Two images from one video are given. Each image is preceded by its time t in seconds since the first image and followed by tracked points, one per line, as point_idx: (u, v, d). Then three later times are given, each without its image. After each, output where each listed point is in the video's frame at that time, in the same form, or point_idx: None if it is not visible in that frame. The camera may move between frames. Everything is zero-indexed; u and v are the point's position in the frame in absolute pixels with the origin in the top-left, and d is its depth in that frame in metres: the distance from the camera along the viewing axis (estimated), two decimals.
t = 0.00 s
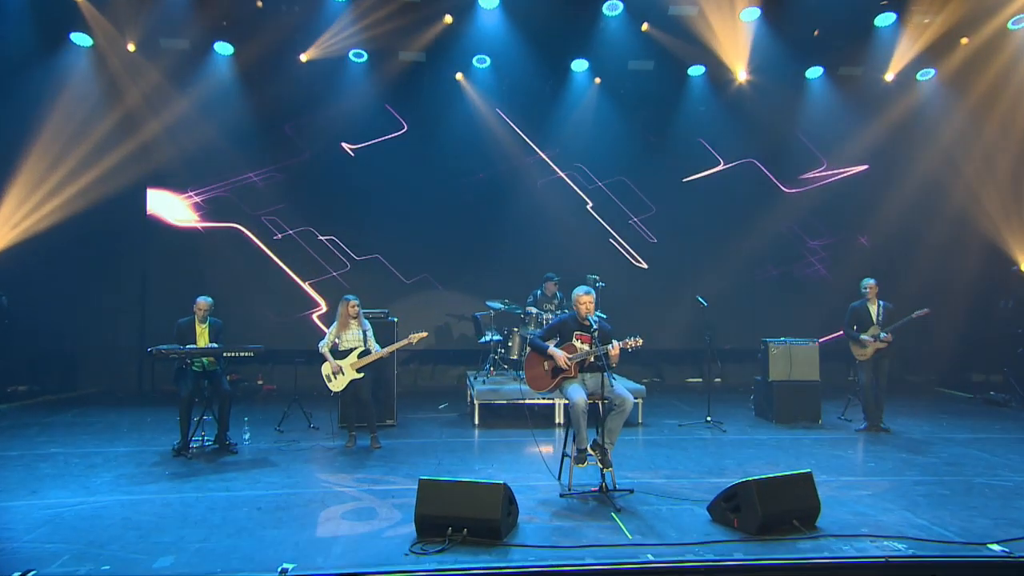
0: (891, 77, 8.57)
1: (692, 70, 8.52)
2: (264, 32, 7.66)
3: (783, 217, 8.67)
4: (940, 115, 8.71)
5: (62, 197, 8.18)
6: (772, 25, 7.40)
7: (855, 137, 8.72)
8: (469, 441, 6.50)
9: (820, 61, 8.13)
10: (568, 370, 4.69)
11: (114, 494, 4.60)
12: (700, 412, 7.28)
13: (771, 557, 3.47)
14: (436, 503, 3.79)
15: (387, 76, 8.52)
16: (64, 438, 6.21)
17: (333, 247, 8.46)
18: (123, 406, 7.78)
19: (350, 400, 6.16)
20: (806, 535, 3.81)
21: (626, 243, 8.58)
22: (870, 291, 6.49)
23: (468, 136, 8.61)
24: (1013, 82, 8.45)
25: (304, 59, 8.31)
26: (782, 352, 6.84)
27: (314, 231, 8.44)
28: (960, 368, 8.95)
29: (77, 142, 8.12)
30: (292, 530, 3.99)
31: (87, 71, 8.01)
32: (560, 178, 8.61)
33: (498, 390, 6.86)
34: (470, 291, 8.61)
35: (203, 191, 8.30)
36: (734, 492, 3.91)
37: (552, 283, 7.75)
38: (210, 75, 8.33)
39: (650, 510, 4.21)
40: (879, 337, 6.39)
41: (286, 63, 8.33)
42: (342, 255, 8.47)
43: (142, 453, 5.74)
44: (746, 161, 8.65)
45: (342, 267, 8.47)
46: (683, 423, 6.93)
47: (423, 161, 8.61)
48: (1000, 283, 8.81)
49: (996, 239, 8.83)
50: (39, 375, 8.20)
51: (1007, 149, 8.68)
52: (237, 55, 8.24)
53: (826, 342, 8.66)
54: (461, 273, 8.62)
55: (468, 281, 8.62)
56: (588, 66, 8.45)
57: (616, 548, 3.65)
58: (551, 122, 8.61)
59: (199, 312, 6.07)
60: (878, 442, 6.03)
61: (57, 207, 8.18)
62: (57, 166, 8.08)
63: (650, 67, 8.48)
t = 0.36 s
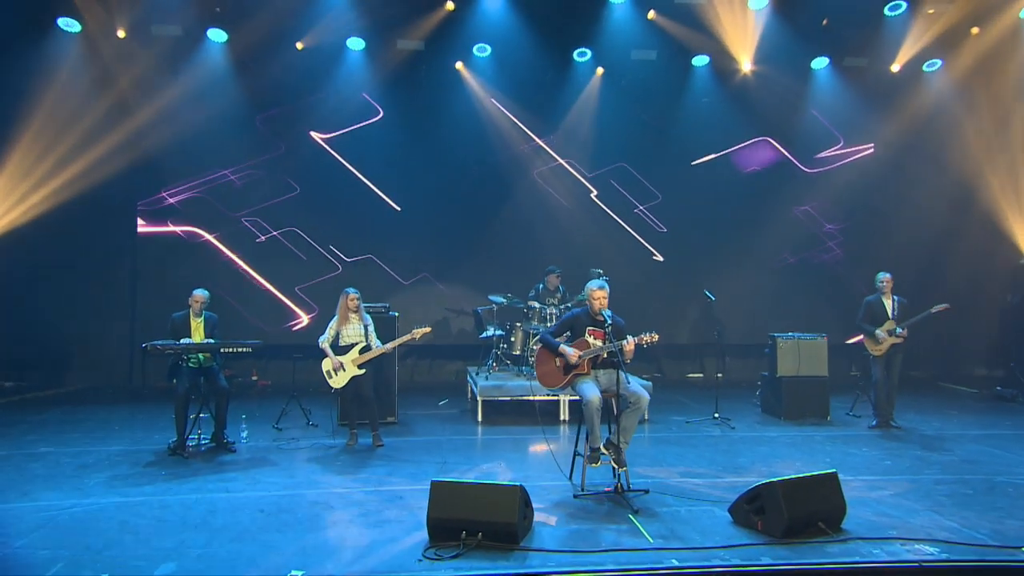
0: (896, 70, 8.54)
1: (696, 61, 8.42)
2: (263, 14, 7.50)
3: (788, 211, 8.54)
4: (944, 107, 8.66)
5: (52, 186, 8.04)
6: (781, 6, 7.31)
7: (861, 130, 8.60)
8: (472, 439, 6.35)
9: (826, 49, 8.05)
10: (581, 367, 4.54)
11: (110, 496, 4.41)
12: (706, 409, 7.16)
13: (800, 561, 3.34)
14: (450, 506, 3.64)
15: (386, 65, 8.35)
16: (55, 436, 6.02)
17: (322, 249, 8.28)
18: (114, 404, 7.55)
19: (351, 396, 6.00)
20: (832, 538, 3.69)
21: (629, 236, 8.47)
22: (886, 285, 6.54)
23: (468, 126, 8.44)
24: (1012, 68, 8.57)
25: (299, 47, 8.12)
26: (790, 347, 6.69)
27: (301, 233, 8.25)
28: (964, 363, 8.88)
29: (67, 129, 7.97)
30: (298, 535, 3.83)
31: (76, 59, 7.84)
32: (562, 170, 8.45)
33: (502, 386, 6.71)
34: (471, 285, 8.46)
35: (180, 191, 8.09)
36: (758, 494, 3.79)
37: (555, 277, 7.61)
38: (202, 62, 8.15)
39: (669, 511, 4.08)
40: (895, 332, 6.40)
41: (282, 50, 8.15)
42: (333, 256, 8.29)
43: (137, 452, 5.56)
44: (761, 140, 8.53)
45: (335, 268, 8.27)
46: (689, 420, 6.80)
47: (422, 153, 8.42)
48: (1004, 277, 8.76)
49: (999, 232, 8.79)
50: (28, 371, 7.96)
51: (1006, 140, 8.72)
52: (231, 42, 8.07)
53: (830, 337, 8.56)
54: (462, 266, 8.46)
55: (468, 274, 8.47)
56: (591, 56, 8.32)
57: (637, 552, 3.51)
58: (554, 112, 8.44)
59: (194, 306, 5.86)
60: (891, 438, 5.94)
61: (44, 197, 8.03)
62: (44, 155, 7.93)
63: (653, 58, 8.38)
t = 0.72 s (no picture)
0: (901, 59, 8.44)
1: (699, 50, 8.28)
2: None
3: (792, 202, 8.43)
4: (947, 98, 8.57)
5: (40, 177, 7.77)
6: None
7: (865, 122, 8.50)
8: (475, 437, 6.21)
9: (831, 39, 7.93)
10: (594, 363, 4.41)
11: (106, 499, 4.22)
12: (711, 405, 7.05)
13: (832, 565, 3.21)
14: (466, 510, 3.48)
15: (384, 53, 8.17)
16: (43, 436, 5.82)
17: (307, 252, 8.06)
18: (105, 401, 7.35)
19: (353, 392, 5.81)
20: (860, 540, 3.57)
21: (630, 229, 8.36)
22: (898, 279, 6.58)
23: (467, 117, 8.28)
24: (1018, 59, 8.42)
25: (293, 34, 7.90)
26: (798, 341, 6.61)
27: (284, 234, 8.03)
28: (965, 357, 8.82)
29: (54, 118, 7.71)
30: (306, 540, 3.66)
31: (62, 45, 7.59)
32: (563, 162, 8.31)
33: (504, 383, 6.57)
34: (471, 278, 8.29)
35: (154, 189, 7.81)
36: (782, 495, 3.65)
37: (559, 270, 7.50)
38: (193, 49, 7.93)
39: (689, 513, 3.96)
40: (908, 325, 6.38)
41: (276, 37, 7.95)
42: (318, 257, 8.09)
43: (131, 452, 5.38)
44: (772, 116, 8.41)
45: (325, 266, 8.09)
46: (696, 416, 6.68)
47: (421, 144, 8.26)
48: (1006, 270, 8.71)
49: (1003, 225, 8.70)
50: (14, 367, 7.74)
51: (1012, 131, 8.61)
52: (223, 28, 7.86)
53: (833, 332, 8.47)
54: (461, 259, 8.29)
55: (467, 268, 8.31)
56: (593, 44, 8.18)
57: (663, 556, 3.38)
58: (554, 103, 8.32)
59: (189, 301, 5.66)
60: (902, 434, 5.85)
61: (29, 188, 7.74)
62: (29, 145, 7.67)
63: (656, 47, 8.23)
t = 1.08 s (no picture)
0: (904, 51, 8.38)
1: (699, 41, 8.18)
2: None
3: (791, 195, 8.41)
4: (945, 92, 8.58)
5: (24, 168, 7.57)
6: None
7: (864, 116, 8.49)
8: (477, 435, 6.09)
9: (833, 32, 7.87)
10: (608, 360, 4.28)
11: (101, 503, 4.04)
12: (715, 402, 6.96)
13: (866, 570, 3.11)
14: (483, 513, 3.34)
15: (380, 43, 8.03)
16: (33, 435, 5.64)
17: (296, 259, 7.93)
18: (96, 398, 7.17)
19: (354, 390, 5.66)
20: (889, 542, 3.47)
21: (631, 222, 8.31)
22: (908, 272, 6.50)
23: (465, 108, 8.19)
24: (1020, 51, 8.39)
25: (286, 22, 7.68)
26: (805, 338, 6.46)
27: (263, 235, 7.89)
28: (964, 352, 8.79)
29: (40, 107, 7.50)
30: (314, 545, 3.50)
31: (48, 33, 7.40)
32: (563, 155, 8.23)
33: (507, 379, 6.48)
34: (469, 273, 8.22)
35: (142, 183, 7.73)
36: (810, 495, 3.56)
37: (560, 264, 7.38)
38: (184, 38, 7.75)
39: (710, 514, 3.85)
40: (917, 320, 6.32)
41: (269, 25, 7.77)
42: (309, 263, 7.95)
43: (125, 452, 5.19)
44: (777, 100, 8.40)
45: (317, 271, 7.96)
46: (701, 413, 6.58)
47: (418, 135, 8.15)
48: (1003, 264, 8.71)
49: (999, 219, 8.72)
50: None
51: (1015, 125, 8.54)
52: (215, 16, 7.69)
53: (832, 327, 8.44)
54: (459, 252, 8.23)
55: (465, 261, 8.23)
56: (593, 34, 8.06)
57: (689, 561, 3.26)
58: (552, 95, 8.23)
59: (185, 295, 5.50)
60: (910, 429, 5.80)
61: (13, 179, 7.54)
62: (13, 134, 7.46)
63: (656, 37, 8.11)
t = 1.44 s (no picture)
0: (910, 43, 8.29)
1: (703, 32, 8.13)
2: None
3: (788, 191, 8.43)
4: (945, 86, 8.55)
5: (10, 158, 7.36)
6: None
7: (862, 109, 8.50)
8: (480, 435, 5.94)
9: (837, 24, 7.80)
10: (626, 358, 4.12)
11: (93, 510, 3.81)
12: (720, 400, 6.84)
13: None
14: (504, 519, 3.17)
15: (377, 32, 7.87)
16: (22, 435, 5.45)
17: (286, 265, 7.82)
18: (85, 397, 6.97)
19: (355, 389, 5.46)
20: (925, 549, 3.34)
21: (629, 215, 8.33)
22: (918, 268, 6.37)
23: (464, 99, 8.08)
24: None
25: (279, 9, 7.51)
26: (814, 335, 6.33)
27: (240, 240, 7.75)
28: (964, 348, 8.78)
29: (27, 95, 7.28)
30: (324, 555, 3.32)
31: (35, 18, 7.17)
32: (563, 148, 8.20)
33: (510, 377, 6.33)
34: (465, 268, 8.20)
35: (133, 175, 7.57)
36: (840, 501, 3.41)
37: (563, 260, 7.29)
38: (175, 25, 7.54)
39: (734, 518, 3.71)
40: (925, 317, 6.16)
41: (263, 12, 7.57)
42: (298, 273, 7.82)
43: (115, 454, 4.97)
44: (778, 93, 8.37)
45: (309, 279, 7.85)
46: (708, 412, 6.44)
47: (416, 129, 8.05)
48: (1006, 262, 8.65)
49: (994, 215, 8.77)
50: None
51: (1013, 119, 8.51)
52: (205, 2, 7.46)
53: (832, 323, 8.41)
54: (457, 247, 8.19)
55: (463, 255, 8.21)
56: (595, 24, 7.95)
57: (722, 570, 3.11)
58: (551, 88, 8.14)
59: (179, 290, 5.28)
60: (923, 430, 5.66)
61: None
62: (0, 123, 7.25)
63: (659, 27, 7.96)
